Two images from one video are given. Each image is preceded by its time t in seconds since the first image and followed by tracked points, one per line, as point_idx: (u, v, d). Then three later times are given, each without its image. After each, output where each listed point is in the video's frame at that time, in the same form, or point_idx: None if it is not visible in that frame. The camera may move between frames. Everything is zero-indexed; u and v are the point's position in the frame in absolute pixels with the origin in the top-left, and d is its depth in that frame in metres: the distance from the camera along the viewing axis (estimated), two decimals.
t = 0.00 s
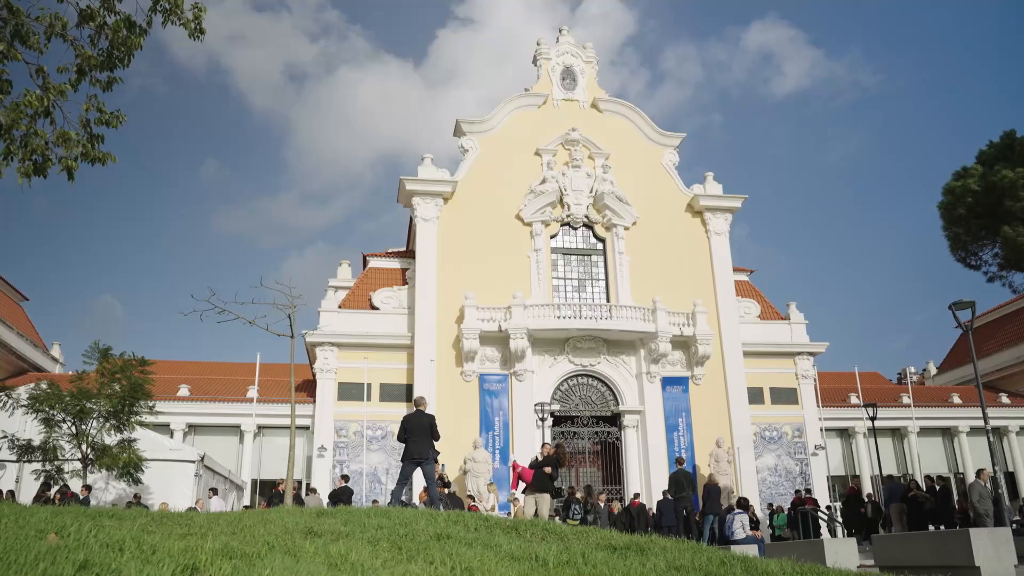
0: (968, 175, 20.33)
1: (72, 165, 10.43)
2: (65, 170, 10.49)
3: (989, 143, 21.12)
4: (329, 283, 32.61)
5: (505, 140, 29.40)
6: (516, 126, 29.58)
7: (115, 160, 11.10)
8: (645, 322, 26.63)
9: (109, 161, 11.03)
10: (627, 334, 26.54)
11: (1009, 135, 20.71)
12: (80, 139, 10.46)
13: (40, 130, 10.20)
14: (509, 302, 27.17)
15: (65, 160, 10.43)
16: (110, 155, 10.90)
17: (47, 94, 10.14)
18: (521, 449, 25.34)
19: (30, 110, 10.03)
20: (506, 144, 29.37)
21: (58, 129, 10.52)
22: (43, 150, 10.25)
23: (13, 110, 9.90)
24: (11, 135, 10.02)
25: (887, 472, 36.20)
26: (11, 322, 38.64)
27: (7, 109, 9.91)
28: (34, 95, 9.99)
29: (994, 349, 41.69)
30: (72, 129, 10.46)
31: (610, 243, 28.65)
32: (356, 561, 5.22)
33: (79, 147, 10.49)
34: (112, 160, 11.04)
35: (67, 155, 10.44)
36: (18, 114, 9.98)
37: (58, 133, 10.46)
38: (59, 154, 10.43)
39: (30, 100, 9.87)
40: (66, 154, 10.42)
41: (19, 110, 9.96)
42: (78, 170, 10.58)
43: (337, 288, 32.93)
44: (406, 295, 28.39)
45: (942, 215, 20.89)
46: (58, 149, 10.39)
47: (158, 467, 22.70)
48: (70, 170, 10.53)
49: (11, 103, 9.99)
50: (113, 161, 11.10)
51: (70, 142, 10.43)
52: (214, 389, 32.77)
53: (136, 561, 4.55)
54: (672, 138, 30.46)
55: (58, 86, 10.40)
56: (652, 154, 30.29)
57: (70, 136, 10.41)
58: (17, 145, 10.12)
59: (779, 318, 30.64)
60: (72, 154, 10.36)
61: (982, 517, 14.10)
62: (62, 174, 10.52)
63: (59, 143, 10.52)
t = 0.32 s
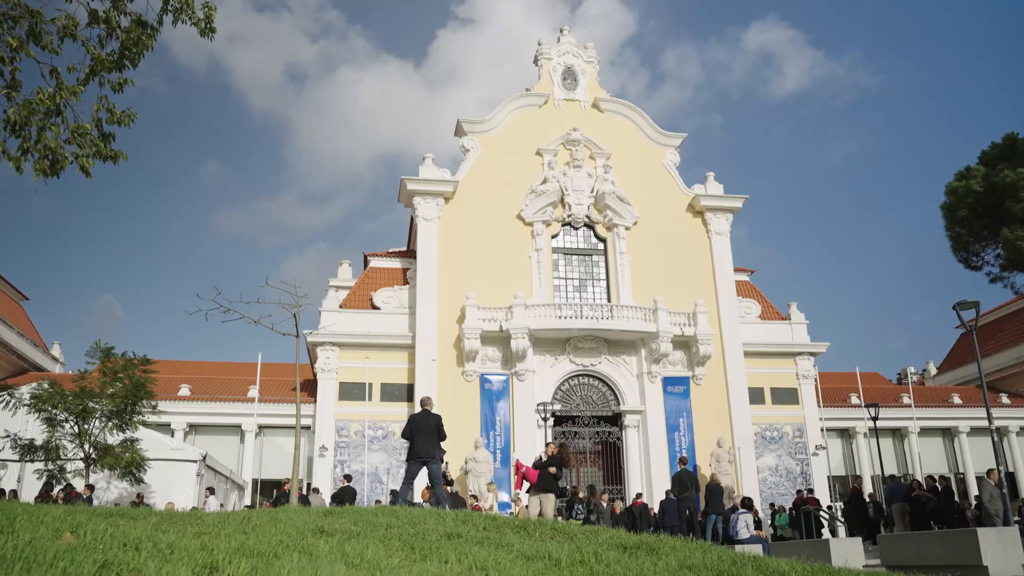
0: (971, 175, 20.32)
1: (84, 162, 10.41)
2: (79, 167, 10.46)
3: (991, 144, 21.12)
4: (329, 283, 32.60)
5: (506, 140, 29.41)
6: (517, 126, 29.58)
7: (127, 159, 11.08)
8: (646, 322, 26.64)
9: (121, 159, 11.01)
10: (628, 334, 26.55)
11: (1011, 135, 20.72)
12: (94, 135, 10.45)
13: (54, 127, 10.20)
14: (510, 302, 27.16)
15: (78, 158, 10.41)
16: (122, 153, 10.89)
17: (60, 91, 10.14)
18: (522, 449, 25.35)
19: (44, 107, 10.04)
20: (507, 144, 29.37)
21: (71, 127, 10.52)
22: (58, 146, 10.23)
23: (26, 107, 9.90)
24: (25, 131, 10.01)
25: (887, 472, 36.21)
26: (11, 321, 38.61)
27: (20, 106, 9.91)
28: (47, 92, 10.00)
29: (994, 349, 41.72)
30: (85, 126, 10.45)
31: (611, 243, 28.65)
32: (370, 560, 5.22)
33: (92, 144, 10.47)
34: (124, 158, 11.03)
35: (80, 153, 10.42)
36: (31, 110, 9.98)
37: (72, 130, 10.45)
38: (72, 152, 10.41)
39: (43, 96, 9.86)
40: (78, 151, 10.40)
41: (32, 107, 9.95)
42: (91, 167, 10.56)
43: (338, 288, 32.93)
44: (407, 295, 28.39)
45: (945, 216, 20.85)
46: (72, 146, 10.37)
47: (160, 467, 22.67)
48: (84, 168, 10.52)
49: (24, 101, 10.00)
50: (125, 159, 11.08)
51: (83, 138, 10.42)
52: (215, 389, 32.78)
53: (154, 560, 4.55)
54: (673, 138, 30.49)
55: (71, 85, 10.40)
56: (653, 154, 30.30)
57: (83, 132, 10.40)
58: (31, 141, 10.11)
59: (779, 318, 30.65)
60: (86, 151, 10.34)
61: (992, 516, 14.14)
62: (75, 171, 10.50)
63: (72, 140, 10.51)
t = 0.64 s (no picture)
0: (973, 175, 20.30)
1: (97, 161, 10.42)
2: (93, 166, 10.49)
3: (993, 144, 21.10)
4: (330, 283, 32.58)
5: (508, 139, 29.41)
6: (518, 126, 29.59)
7: (139, 157, 11.10)
8: (647, 322, 26.66)
9: (132, 157, 11.02)
10: (629, 334, 26.57)
11: (1013, 135, 20.70)
12: (108, 132, 10.47)
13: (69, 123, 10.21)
14: (511, 302, 27.15)
15: (92, 157, 10.44)
16: (135, 150, 10.91)
17: (74, 89, 10.15)
18: (524, 449, 25.36)
19: (59, 104, 10.07)
20: (508, 144, 29.38)
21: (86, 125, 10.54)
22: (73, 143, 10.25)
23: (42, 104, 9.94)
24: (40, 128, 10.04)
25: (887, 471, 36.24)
26: (11, 321, 38.60)
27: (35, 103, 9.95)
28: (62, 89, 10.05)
29: (994, 349, 41.76)
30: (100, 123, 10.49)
31: (612, 243, 28.67)
32: (390, 558, 5.20)
33: (105, 142, 10.48)
34: (136, 156, 11.04)
35: (94, 151, 10.45)
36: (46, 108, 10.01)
37: (86, 128, 10.48)
38: (86, 150, 10.43)
39: (58, 94, 9.89)
40: (92, 150, 10.43)
41: (47, 105, 9.98)
42: (105, 166, 10.57)
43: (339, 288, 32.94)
44: (408, 295, 28.38)
45: (947, 216, 20.87)
46: (86, 144, 10.40)
47: (162, 467, 22.64)
48: (98, 166, 10.55)
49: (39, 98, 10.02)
50: (137, 158, 11.09)
51: (96, 137, 10.43)
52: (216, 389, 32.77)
53: (178, 557, 4.57)
54: (674, 138, 30.51)
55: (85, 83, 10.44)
56: (654, 154, 30.32)
57: (97, 130, 10.43)
58: (46, 138, 10.14)
59: (780, 318, 30.69)
60: (99, 149, 10.36)
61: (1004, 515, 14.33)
62: (90, 169, 10.52)
63: (87, 138, 10.53)
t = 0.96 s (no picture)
0: (976, 175, 20.25)
1: (110, 160, 10.43)
2: (106, 165, 10.50)
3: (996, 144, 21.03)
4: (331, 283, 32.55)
5: (508, 139, 29.42)
6: (519, 126, 29.59)
7: (149, 156, 11.09)
8: (648, 322, 26.68)
9: (142, 156, 11.00)
10: (630, 334, 26.58)
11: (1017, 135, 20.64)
12: (121, 130, 10.48)
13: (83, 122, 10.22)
14: (512, 302, 27.14)
15: (105, 156, 10.44)
16: (144, 150, 10.90)
17: (88, 87, 10.15)
18: (524, 449, 25.37)
19: (74, 102, 10.08)
20: (509, 144, 29.38)
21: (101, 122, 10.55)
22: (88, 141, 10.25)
23: (58, 102, 9.97)
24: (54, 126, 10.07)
25: (888, 471, 36.26)
26: (11, 321, 38.58)
27: (51, 101, 9.97)
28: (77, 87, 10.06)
29: (994, 349, 41.82)
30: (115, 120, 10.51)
31: (613, 243, 28.68)
32: (413, 559, 5.17)
33: (117, 140, 10.48)
34: (146, 156, 11.04)
35: (107, 151, 10.45)
36: (60, 106, 10.03)
37: (100, 125, 10.49)
38: (99, 149, 10.44)
39: (72, 93, 9.90)
40: (105, 148, 10.43)
41: (62, 104, 9.99)
42: (117, 165, 10.58)
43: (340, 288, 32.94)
44: (409, 295, 28.38)
45: (950, 216, 20.89)
46: (100, 142, 10.41)
47: (164, 467, 22.59)
48: (111, 166, 10.56)
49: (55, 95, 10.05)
50: (147, 157, 11.09)
51: (109, 136, 10.44)
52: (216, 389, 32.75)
53: (201, 557, 4.55)
54: (675, 138, 30.53)
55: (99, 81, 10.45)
56: (654, 154, 30.34)
57: (111, 128, 10.44)
58: (61, 136, 10.15)
59: (780, 318, 30.72)
60: (112, 148, 10.37)
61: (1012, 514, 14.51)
62: (102, 168, 10.53)
63: (101, 136, 10.54)
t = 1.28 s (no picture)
0: (978, 176, 20.08)
1: (123, 160, 10.41)
2: (120, 165, 10.49)
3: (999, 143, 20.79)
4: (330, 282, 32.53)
5: (509, 139, 29.41)
6: (520, 126, 29.59)
7: (161, 155, 11.08)
8: (648, 322, 26.69)
9: (153, 155, 10.97)
10: (630, 334, 26.59)
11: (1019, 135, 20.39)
12: (134, 130, 10.47)
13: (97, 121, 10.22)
14: (512, 302, 27.14)
15: (118, 156, 10.43)
16: (156, 149, 10.86)
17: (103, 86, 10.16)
18: (525, 449, 25.36)
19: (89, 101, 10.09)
20: (510, 144, 29.37)
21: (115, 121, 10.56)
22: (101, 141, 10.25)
23: (72, 101, 9.97)
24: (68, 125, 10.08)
25: (887, 472, 36.29)
26: (11, 321, 38.55)
27: (66, 100, 9.98)
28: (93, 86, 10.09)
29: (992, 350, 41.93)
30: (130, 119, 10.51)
31: (613, 243, 28.69)
32: (434, 559, 5.18)
33: (129, 140, 10.47)
34: (158, 155, 11.00)
35: (120, 151, 10.44)
36: (74, 105, 10.03)
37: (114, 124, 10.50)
38: (112, 149, 10.43)
39: (87, 92, 9.89)
40: (119, 149, 10.43)
41: (76, 102, 9.99)
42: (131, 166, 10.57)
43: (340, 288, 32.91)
44: (409, 295, 28.38)
45: (952, 217, 20.77)
46: (114, 141, 10.40)
47: (165, 467, 22.48)
48: (124, 165, 10.54)
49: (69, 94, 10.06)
50: (159, 156, 11.05)
51: (122, 136, 10.44)
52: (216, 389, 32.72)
53: (224, 557, 4.56)
54: (675, 139, 30.54)
55: (113, 79, 10.46)
56: (655, 154, 30.36)
57: (124, 128, 10.44)
58: (74, 134, 10.14)
59: (780, 319, 30.76)
60: (124, 148, 10.35)
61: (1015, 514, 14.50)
62: (115, 168, 10.51)
63: (114, 136, 10.54)
